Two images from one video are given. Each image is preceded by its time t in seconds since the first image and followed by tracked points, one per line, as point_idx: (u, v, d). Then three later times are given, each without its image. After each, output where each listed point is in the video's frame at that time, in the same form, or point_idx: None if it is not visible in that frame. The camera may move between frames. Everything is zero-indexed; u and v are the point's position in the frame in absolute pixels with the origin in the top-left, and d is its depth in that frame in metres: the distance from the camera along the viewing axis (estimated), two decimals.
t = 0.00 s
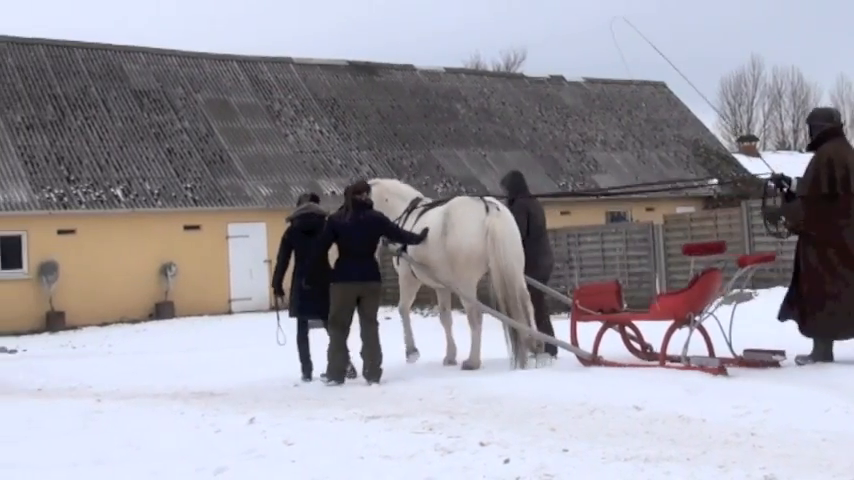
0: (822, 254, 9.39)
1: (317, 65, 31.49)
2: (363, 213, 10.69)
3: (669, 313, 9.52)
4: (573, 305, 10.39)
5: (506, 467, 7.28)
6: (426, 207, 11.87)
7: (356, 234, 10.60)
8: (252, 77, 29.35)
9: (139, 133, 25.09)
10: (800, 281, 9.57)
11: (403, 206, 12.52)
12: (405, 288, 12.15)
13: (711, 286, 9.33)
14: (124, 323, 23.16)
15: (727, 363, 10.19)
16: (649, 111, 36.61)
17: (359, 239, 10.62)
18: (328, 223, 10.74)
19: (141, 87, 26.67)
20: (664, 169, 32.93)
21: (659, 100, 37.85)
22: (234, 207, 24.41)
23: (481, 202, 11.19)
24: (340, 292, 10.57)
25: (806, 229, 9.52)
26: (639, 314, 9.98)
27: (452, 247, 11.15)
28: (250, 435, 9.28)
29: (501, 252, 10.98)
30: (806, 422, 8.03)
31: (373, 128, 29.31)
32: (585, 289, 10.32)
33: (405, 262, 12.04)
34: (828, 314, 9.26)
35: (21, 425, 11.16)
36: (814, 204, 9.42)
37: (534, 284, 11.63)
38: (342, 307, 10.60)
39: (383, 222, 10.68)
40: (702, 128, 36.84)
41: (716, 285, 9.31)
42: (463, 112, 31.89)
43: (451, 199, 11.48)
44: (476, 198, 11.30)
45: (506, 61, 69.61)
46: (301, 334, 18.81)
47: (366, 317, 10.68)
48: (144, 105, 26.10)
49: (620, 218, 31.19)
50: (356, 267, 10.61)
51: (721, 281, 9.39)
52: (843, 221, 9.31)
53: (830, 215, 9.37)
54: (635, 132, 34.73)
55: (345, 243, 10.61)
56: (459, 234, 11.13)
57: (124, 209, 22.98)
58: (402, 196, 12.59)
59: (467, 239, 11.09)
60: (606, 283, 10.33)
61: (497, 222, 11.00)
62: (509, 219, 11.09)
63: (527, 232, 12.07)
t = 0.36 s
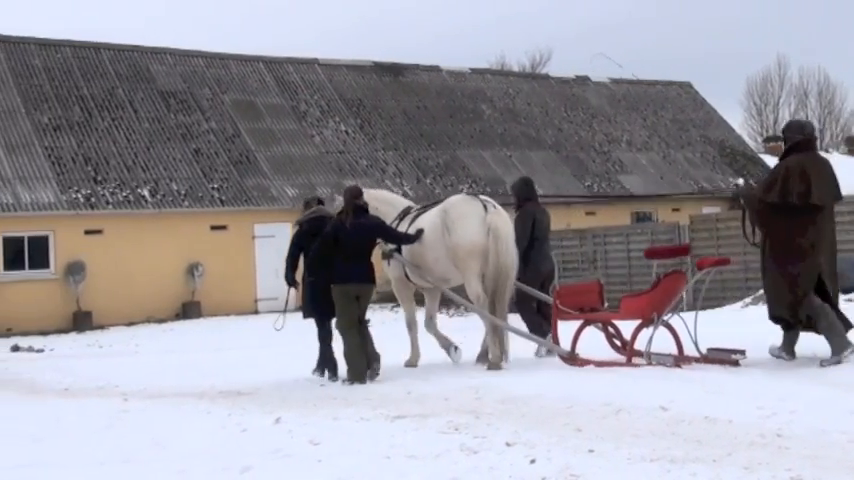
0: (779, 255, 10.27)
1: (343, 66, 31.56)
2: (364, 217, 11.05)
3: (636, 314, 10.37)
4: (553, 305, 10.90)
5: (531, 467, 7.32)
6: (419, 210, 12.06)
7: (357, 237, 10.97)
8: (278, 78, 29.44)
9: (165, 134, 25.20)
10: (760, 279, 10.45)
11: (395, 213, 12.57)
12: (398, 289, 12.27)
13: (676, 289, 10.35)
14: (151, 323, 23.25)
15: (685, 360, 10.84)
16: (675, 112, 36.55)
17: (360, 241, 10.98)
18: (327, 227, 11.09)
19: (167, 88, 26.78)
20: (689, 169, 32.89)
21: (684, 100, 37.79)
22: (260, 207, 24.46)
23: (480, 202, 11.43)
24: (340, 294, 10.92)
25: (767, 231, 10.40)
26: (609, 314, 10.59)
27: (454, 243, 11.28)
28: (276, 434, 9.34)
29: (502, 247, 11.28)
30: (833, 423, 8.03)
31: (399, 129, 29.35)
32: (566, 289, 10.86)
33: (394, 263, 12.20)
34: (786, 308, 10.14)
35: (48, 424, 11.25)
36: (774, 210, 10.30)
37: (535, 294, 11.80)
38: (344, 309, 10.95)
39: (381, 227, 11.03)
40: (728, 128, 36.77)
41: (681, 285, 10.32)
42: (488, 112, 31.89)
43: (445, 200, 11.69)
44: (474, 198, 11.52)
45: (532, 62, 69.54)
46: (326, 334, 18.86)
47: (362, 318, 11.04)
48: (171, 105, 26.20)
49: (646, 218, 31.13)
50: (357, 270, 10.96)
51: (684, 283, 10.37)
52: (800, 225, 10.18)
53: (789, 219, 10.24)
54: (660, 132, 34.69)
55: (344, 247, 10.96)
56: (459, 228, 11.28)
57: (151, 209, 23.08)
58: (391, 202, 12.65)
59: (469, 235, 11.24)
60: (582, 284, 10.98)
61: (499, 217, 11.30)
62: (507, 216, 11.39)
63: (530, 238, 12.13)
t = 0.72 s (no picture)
0: (765, 255, 10.51)
1: (374, 66, 31.63)
2: (374, 223, 11.39)
3: (624, 314, 10.47)
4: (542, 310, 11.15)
5: (563, 470, 7.46)
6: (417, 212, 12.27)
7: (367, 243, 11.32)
8: (309, 79, 29.53)
9: (197, 134, 25.31)
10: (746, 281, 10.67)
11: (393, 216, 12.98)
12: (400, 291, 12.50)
13: (661, 288, 10.47)
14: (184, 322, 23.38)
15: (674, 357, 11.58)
16: (706, 111, 36.47)
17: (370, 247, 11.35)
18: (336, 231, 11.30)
19: (199, 89, 26.90)
20: (721, 169, 32.83)
21: (715, 100, 37.69)
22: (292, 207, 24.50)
23: (480, 205, 11.88)
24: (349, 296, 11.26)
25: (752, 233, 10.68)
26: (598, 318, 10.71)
27: (456, 248, 11.77)
28: (308, 435, 9.48)
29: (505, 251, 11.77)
30: None
31: (430, 129, 29.38)
32: (553, 295, 11.05)
33: (398, 265, 12.23)
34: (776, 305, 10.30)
35: (80, 423, 11.36)
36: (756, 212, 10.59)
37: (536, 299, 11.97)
38: (350, 311, 11.32)
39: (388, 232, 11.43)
40: (759, 127, 36.64)
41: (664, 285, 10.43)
42: (518, 112, 31.89)
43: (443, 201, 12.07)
44: (472, 200, 11.96)
45: (561, 61, 69.37)
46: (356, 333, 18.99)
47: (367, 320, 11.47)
48: (203, 106, 26.32)
49: (677, 218, 31.15)
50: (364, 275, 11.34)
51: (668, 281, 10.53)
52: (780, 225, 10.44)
53: (772, 221, 10.50)
54: (691, 132, 34.62)
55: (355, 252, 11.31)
56: (465, 236, 11.74)
57: (183, 209, 23.17)
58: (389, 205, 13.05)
59: (472, 239, 11.73)
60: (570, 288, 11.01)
61: (502, 220, 11.76)
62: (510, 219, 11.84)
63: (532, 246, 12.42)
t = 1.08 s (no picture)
0: (749, 256, 11.18)
1: (409, 67, 31.70)
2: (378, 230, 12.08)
3: (616, 321, 11.25)
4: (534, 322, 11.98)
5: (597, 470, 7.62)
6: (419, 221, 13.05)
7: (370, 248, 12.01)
8: (344, 79, 29.64)
9: (233, 135, 25.45)
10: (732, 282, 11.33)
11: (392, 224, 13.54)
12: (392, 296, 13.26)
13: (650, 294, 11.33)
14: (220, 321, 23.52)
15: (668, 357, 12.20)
16: (741, 111, 36.36)
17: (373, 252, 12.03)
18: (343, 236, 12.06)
19: (235, 90, 27.05)
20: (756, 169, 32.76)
21: (750, 100, 37.57)
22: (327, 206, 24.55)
23: (480, 218, 12.78)
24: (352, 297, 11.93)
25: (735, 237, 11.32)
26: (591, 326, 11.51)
27: (456, 257, 12.63)
28: (342, 434, 9.63)
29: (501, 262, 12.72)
30: None
31: (464, 129, 29.42)
32: (545, 306, 11.92)
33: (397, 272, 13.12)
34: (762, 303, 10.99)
35: (117, 421, 11.49)
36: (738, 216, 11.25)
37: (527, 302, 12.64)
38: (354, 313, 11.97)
39: (393, 238, 12.11)
40: (794, 127, 36.52)
41: (654, 291, 11.35)
42: (552, 113, 31.89)
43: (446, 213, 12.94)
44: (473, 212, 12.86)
45: (594, 61, 69.12)
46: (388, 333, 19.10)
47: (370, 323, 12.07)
48: (239, 107, 26.45)
49: (712, 219, 31.15)
50: (367, 279, 12.03)
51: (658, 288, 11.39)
52: (764, 227, 11.10)
53: (754, 224, 11.17)
54: (725, 132, 34.53)
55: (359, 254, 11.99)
56: (465, 246, 12.62)
57: (219, 209, 23.30)
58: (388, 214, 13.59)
59: (472, 250, 12.62)
60: (558, 302, 11.97)
61: (501, 234, 12.69)
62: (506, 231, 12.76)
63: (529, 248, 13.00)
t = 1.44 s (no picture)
0: (744, 265, 11.36)
1: (442, 67, 31.75)
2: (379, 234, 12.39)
3: (611, 325, 11.36)
4: (538, 320, 12.14)
5: (632, 470, 7.66)
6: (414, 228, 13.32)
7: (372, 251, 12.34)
8: (377, 80, 29.71)
9: (267, 135, 25.53)
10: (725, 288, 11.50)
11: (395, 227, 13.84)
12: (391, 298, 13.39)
13: (647, 301, 11.38)
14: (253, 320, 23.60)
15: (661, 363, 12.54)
16: (775, 112, 36.22)
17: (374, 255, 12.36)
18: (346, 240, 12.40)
19: (269, 90, 27.14)
20: (790, 169, 32.64)
21: (784, 100, 37.42)
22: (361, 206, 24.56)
23: (477, 218, 13.09)
24: (355, 300, 12.32)
25: (730, 245, 11.46)
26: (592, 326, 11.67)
27: (461, 255, 12.86)
28: (378, 433, 9.69)
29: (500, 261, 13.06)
30: None
31: (497, 129, 29.42)
32: (550, 305, 12.00)
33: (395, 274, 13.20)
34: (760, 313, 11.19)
35: (153, 419, 11.56)
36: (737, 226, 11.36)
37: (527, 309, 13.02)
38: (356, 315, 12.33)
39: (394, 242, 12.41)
40: (828, 127, 36.35)
41: (651, 298, 11.36)
42: (585, 113, 31.86)
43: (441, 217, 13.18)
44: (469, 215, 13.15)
45: (627, 62, 68.97)
46: (421, 333, 19.16)
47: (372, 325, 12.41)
48: (273, 108, 26.55)
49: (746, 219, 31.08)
50: (370, 281, 12.41)
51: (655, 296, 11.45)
52: (762, 237, 11.26)
53: (752, 234, 11.31)
54: (759, 132, 34.41)
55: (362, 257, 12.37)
56: (469, 243, 12.88)
57: (253, 209, 23.37)
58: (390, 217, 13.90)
59: (476, 248, 12.88)
60: (563, 302, 12.03)
61: (498, 235, 13.11)
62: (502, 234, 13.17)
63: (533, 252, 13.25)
